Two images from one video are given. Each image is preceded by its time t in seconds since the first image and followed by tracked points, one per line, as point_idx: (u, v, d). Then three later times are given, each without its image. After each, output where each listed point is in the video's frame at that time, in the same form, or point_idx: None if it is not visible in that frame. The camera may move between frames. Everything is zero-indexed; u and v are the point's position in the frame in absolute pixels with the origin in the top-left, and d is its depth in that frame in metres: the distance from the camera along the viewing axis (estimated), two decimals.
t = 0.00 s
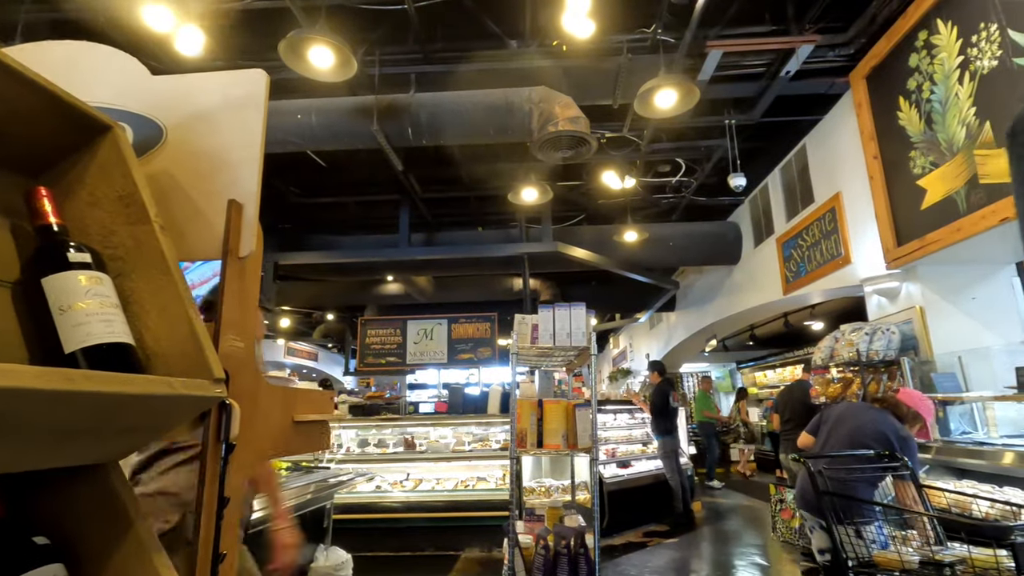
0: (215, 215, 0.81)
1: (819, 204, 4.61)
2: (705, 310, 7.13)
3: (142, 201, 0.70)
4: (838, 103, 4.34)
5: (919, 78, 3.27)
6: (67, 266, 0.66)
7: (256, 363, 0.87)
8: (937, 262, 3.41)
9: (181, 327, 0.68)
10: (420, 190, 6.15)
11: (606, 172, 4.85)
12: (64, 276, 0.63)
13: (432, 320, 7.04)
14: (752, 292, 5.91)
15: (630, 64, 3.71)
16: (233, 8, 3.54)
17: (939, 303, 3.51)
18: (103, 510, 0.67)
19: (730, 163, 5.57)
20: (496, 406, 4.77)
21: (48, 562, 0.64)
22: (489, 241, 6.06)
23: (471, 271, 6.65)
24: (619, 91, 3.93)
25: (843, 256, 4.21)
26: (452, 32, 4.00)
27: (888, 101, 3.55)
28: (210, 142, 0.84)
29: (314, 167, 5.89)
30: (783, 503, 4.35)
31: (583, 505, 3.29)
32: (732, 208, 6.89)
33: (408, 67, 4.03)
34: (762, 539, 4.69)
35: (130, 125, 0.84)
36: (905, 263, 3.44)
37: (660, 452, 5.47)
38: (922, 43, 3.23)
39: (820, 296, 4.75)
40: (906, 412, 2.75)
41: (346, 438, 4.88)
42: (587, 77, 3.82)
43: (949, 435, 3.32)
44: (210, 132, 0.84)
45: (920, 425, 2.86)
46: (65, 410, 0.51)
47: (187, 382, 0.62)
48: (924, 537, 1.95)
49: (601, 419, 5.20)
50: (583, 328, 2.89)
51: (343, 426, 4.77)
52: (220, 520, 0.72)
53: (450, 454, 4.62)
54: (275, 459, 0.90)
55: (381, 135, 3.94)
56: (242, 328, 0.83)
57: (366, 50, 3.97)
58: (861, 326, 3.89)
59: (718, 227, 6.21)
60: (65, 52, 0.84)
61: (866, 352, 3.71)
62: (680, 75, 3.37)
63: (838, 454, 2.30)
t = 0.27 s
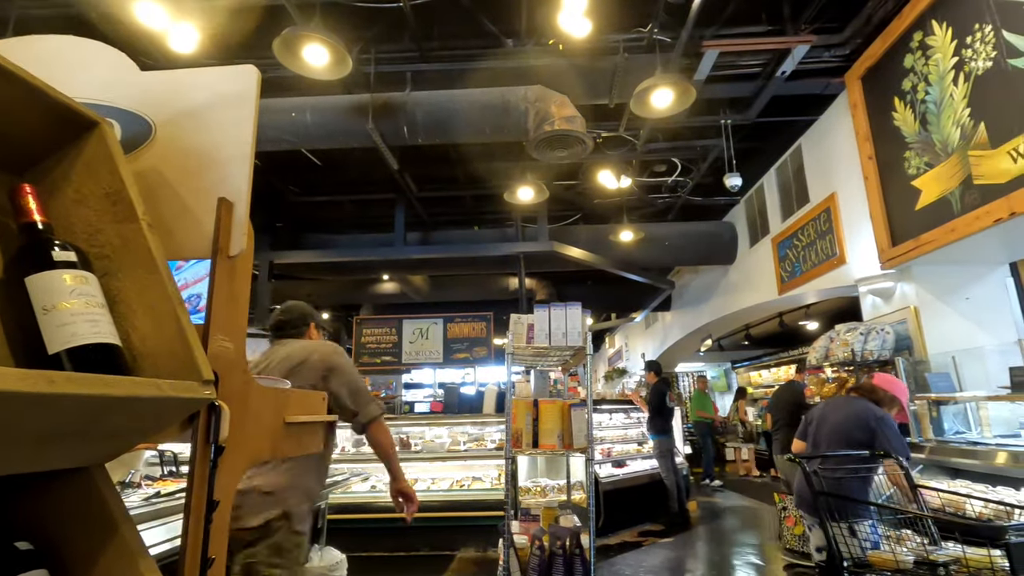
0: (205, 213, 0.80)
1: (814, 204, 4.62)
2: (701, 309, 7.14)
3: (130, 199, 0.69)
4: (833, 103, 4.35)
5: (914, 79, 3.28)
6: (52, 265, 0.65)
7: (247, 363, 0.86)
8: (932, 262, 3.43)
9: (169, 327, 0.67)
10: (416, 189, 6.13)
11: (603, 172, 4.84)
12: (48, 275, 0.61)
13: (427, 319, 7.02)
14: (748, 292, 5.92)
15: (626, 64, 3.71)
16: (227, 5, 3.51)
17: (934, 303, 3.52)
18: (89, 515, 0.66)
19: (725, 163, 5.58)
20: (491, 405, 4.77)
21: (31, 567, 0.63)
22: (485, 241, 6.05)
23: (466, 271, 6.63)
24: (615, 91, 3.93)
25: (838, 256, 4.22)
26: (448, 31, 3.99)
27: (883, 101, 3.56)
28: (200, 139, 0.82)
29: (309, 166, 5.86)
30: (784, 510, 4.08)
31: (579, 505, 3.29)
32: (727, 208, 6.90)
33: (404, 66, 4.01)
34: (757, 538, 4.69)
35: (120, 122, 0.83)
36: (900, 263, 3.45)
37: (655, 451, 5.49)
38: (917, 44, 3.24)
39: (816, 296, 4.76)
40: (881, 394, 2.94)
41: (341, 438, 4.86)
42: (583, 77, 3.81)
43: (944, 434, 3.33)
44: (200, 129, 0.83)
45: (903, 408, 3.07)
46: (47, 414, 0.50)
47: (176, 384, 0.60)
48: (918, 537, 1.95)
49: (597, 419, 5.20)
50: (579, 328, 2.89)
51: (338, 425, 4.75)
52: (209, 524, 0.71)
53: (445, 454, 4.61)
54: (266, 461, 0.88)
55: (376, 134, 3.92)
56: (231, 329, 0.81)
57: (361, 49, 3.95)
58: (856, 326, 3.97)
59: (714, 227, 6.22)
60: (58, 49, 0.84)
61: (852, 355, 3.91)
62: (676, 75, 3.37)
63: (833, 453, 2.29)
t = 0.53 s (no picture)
0: (195, 213, 0.78)
1: (808, 205, 4.63)
2: (696, 310, 7.15)
3: (118, 198, 0.68)
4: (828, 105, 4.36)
5: (908, 82, 3.30)
6: (36, 266, 0.63)
7: (237, 365, 0.85)
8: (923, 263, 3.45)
9: (157, 329, 0.65)
10: (411, 189, 6.11)
11: (598, 172, 4.84)
12: (32, 276, 0.60)
13: (422, 320, 7.00)
14: (742, 294, 5.94)
15: (622, 64, 3.71)
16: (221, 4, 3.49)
17: (927, 304, 3.54)
18: (73, 521, 0.64)
19: (720, 164, 5.59)
20: (486, 406, 4.76)
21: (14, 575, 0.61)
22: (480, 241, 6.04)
23: (462, 271, 6.62)
24: (611, 91, 3.92)
25: (832, 257, 4.24)
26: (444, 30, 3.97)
27: (877, 103, 3.57)
28: (190, 137, 0.81)
29: (303, 165, 5.83)
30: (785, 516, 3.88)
31: (574, 505, 3.29)
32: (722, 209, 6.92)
33: (399, 65, 3.99)
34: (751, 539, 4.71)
35: (107, 120, 0.82)
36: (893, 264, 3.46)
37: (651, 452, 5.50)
38: (911, 46, 3.26)
39: (810, 297, 4.78)
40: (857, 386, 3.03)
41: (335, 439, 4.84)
42: (579, 77, 3.81)
43: (937, 435, 3.35)
44: (191, 127, 0.82)
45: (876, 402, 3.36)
46: (29, 419, 0.49)
47: (163, 388, 0.59)
48: (911, 538, 1.96)
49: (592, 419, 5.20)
50: (574, 329, 2.88)
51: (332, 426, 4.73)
52: (198, 529, 0.70)
53: (440, 455, 4.59)
54: (256, 463, 0.87)
55: (371, 133, 3.91)
56: (221, 331, 0.80)
57: (356, 48, 3.93)
58: (849, 327, 3.97)
59: (709, 228, 6.24)
60: (42, 46, 0.82)
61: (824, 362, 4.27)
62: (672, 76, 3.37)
63: (827, 453, 2.29)
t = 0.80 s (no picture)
0: (187, 211, 0.78)
1: (803, 207, 4.65)
2: (691, 311, 7.17)
3: (109, 196, 0.67)
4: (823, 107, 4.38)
5: (902, 84, 3.31)
6: (25, 264, 0.63)
7: (230, 365, 0.84)
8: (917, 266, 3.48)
9: (148, 328, 0.65)
10: (407, 190, 6.10)
11: (594, 174, 4.84)
12: (22, 275, 0.59)
13: (418, 320, 6.99)
14: (737, 295, 5.96)
15: (618, 66, 3.71)
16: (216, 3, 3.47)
17: (921, 305, 3.56)
18: (62, 523, 0.63)
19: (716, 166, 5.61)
20: (482, 407, 4.75)
21: None
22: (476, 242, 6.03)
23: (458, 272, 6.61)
24: (607, 92, 3.92)
25: (827, 259, 4.25)
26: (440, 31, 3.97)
27: (872, 105, 3.59)
28: (183, 135, 0.81)
29: (298, 165, 5.81)
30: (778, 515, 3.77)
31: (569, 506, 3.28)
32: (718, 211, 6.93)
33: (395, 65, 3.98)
34: (746, 540, 4.72)
35: (98, 118, 0.80)
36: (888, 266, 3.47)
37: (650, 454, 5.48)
38: (905, 49, 3.27)
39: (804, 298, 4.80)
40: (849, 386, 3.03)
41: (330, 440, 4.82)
42: (575, 78, 3.81)
43: (930, 435, 3.36)
44: (184, 126, 0.81)
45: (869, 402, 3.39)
46: (18, 420, 0.48)
47: (154, 388, 0.59)
48: (904, 538, 1.97)
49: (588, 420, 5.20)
50: (570, 329, 2.88)
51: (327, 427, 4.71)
52: (190, 530, 0.69)
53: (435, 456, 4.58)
54: (249, 464, 0.86)
55: (367, 134, 3.89)
56: (213, 330, 0.79)
57: (352, 48, 3.92)
58: (843, 329, 3.99)
59: (705, 230, 6.25)
60: (27, 40, 0.80)
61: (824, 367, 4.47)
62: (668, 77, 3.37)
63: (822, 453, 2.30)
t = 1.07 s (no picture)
0: (181, 207, 0.78)
1: (799, 208, 4.67)
2: (687, 312, 7.18)
3: (101, 191, 0.67)
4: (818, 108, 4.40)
5: (897, 85, 3.33)
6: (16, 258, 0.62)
7: (224, 362, 0.84)
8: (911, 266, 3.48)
9: (141, 323, 0.64)
10: (404, 189, 6.10)
11: (590, 174, 4.85)
12: (13, 268, 0.58)
13: (414, 320, 6.98)
14: (733, 296, 5.97)
15: (614, 66, 3.71)
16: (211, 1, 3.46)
17: (915, 306, 3.57)
18: (53, 520, 0.63)
19: (712, 166, 5.62)
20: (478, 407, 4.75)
21: None
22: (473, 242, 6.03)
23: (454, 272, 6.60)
24: (604, 92, 3.93)
25: (822, 259, 4.27)
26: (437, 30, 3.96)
27: (866, 106, 3.61)
28: (176, 131, 0.80)
29: (294, 164, 5.79)
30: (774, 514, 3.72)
31: (565, 506, 3.29)
32: (714, 212, 6.95)
33: (391, 65, 3.98)
34: (741, 539, 4.73)
35: (90, 112, 0.80)
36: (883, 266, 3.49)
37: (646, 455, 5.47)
38: (900, 50, 3.29)
39: (800, 298, 4.81)
40: (845, 386, 3.03)
41: (325, 440, 4.81)
42: (571, 78, 3.81)
43: (925, 435, 3.39)
44: (178, 121, 0.81)
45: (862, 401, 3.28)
46: (6, 412, 0.48)
47: (146, 382, 0.58)
48: (899, 537, 1.96)
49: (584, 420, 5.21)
50: (566, 329, 2.88)
51: (322, 427, 4.70)
52: (182, 528, 0.69)
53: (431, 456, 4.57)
54: (242, 462, 0.86)
55: (364, 133, 3.89)
56: (207, 326, 0.79)
57: (349, 47, 3.92)
58: (839, 329, 4.04)
59: (701, 230, 6.27)
60: (16, 33, 0.79)
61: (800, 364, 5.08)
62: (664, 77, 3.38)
63: (816, 453, 2.29)
